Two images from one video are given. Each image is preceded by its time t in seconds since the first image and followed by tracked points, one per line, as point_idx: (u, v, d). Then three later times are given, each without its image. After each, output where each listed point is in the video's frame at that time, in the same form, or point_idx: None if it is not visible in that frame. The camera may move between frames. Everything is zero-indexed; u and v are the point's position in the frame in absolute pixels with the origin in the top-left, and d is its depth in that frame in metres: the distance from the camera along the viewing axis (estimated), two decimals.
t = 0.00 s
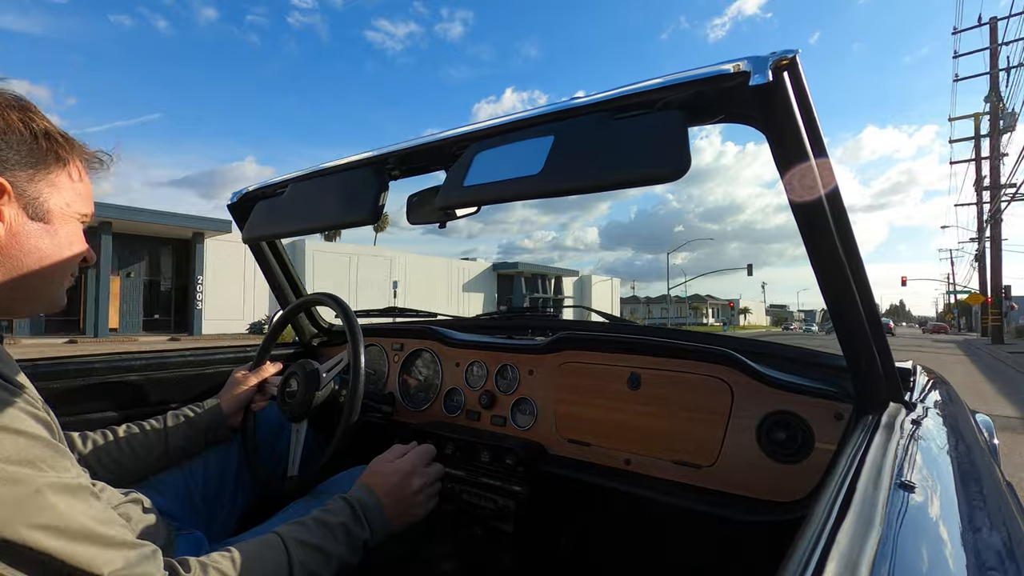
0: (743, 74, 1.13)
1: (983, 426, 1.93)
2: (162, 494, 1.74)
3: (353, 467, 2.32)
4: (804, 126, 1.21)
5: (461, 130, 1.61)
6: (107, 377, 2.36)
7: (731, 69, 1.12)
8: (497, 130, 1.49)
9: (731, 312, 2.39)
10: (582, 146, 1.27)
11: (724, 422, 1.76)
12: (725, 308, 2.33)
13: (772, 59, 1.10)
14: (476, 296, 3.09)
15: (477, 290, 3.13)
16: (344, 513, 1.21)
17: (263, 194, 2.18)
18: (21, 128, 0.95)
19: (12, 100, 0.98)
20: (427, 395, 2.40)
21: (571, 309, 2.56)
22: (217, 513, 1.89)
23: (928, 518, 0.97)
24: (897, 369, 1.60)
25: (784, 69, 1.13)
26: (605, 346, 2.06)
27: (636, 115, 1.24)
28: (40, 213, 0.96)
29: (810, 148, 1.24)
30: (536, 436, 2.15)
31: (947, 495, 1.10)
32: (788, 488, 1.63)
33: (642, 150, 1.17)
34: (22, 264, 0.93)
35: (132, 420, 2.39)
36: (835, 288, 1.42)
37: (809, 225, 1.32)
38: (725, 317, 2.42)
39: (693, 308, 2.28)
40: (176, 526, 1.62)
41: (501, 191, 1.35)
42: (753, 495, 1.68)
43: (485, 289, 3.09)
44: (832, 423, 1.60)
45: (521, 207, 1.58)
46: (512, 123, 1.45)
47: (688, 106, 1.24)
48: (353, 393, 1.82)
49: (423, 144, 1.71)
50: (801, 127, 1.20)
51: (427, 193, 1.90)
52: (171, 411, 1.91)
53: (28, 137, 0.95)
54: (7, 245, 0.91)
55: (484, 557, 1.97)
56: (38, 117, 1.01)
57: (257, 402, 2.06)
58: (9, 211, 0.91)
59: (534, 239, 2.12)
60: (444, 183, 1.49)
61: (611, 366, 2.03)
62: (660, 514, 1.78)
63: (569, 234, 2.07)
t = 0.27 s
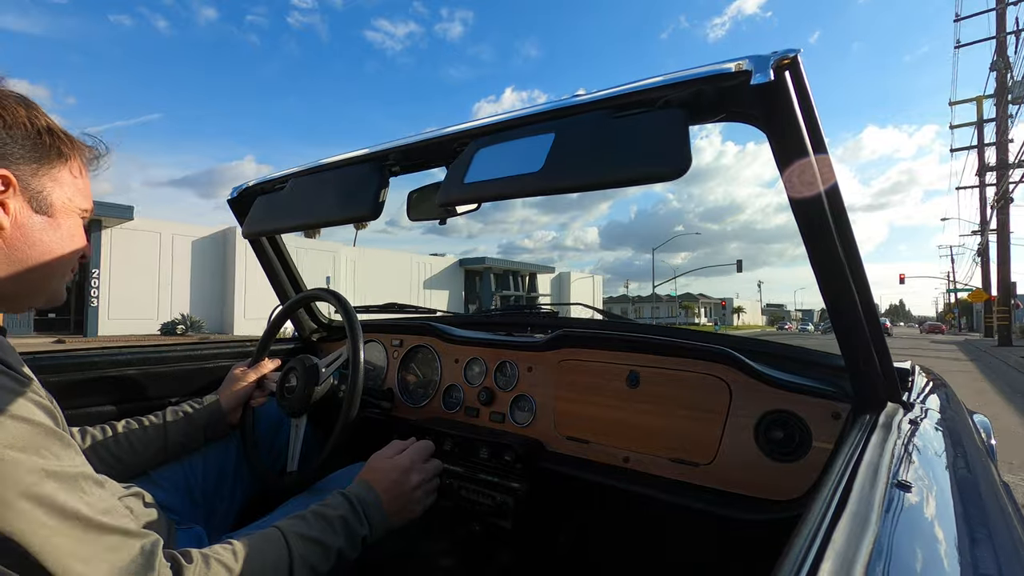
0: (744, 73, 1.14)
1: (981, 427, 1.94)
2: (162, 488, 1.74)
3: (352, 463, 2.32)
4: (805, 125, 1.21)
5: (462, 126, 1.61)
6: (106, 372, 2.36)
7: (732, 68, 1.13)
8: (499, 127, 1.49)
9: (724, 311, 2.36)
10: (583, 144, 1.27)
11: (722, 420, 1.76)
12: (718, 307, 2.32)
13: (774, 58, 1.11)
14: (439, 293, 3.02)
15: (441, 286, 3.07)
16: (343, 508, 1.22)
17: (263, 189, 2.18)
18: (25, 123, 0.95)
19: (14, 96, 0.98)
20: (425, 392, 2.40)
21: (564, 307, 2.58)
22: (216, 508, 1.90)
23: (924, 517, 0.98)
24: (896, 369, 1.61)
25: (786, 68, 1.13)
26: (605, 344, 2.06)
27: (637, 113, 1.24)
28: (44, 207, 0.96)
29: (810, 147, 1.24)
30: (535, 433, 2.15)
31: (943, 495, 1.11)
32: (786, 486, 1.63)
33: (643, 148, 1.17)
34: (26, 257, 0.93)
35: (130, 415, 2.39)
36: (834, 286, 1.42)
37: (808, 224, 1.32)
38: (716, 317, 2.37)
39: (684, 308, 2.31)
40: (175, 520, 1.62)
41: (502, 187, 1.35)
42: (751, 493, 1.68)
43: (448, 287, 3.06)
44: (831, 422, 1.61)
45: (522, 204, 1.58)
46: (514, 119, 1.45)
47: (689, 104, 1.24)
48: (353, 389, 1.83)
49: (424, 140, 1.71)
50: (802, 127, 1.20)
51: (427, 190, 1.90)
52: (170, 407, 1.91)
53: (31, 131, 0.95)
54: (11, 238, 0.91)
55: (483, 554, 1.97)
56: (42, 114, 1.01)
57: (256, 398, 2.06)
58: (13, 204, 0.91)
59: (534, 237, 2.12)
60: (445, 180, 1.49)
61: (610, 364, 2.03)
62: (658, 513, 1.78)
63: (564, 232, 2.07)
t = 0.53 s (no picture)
0: (741, 74, 1.13)
1: (978, 426, 1.95)
2: (161, 494, 1.74)
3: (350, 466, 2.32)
4: (802, 127, 1.21)
5: (460, 129, 1.61)
6: (102, 377, 2.35)
7: (729, 69, 1.13)
8: (496, 129, 1.49)
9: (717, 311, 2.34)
10: (581, 146, 1.27)
11: (721, 422, 1.76)
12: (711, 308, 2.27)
13: (771, 60, 1.11)
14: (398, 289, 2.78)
15: (398, 283, 2.80)
16: (343, 513, 1.21)
17: (261, 193, 2.18)
18: (25, 125, 0.95)
19: (16, 98, 0.98)
20: (424, 394, 2.40)
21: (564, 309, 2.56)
22: (214, 513, 1.89)
23: (924, 518, 0.97)
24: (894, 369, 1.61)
25: (783, 70, 1.13)
26: (604, 345, 2.06)
27: (635, 114, 1.24)
28: (43, 210, 0.95)
29: (808, 149, 1.24)
30: (534, 435, 2.15)
31: (943, 496, 1.11)
32: (785, 487, 1.63)
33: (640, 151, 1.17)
34: (24, 261, 0.93)
35: (127, 420, 2.38)
36: (833, 288, 1.42)
37: (806, 225, 1.32)
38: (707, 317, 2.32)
39: (676, 307, 2.30)
40: (173, 526, 1.62)
41: (500, 190, 1.35)
42: (749, 495, 1.68)
43: (407, 285, 2.83)
44: (829, 424, 1.61)
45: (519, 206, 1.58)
46: (511, 121, 1.45)
47: (686, 106, 1.24)
48: (351, 392, 1.82)
49: (421, 143, 1.71)
50: (799, 128, 1.20)
51: (425, 192, 1.90)
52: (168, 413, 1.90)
53: (32, 134, 0.95)
54: (8, 242, 0.90)
55: (482, 557, 1.97)
56: (42, 115, 1.01)
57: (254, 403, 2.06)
58: (11, 208, 0.91)
59: (533, 239, 2.12)
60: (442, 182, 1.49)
61: (609, 366, 2.03)
62: (658, 515, 1.78)
63: (562, 231, 2.05)
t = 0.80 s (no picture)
0: (738, 74, 1.14)
1: (972, 426, 1.96)
2: (156, 490, 1.74)
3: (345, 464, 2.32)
4: (798, 126, 1.22)
5: (457, 127, 1.61)
6: (98, 373, 2.35)
7: (727, 69, 1.13)
8: (494, 128, 1.49)
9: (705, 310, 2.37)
10: (577, 145, 1.27)
11: (716, 421, 1.77)
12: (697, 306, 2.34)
13: (768, 60, 1.11)
14: (349, 288, 2.74)
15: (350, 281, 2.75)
16: (336, 509, 1.21)
17: (257, 190, 2.18)
18: (17, 119, 0.95)
19: (8, 91, 0.98)
20: (420, 393, 2.40)
21: (560, 308, 2.57)
22: (209, 510, 1.90)
23: (916, 518, 0.98)
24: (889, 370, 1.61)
25: (780, 70, 1.13)
26: (600, 344, 2.06)
27: (631, 114, 1.24)
28: (34, 205, 0.95)
29: (804, 150, 1.24)
30: (529, 434, 2.15)
31: (936, 496, 1.11)
32: (780, 486, 1.63)
33: (637, 151, 1.17)
34: (13, 255, 0.93)
35: (123, 416, 2.39)
36: (828, 288, 1.43)
37: (801, 225, 1.33)
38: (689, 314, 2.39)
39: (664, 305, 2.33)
40: (167, 523, 1.62)
41: (496, 189, 1.36)
42: (743, 493, 1.68)
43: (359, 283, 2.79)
44: (824, 423, 1.61)
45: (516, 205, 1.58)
46: (508, 120, 1.45)
47: (683, 106, 1.24)
48: (347, 390, 1.83)
49: (418, 141, 1.71)
50: (796, 128, 1.20)
51: (422, 189, 1.90)
52: (164, 406, 1.89)
53: (23, 127, 0.95)
54: None
55: (478, 555, 1.97)
56: (35, 109, 1.01)
57: (249, 400, 2.07)
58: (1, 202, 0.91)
59: (532, 238, 2.12)
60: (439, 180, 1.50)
61: (606, 365, 2.03)
62: (654, 514, 1.79)
63: (561, 231, 2.05)
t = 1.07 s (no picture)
0: (736, 73, 1.14)
1: (971, 422, 1.96)
2: (156, 490, 1.75)
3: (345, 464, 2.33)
4: (797, 125, 1.21)
5: (456, 127, 1.61)
6: (98, 375, 2.35)
7: (724, 67, 1.13)
8: (492, 127, 1.49)
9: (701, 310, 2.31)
10: (576, 145, 1.27)
11: (716, 419, 1.77)
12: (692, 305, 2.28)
13: (765, 58, 1.11)
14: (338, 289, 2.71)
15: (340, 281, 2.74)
16: (342, 509, 1.22)
17: (257, 190, 2.18)
18: (22, 122, 0.95)
19: (14, 93, 0.98)
20: (420, 392, 2.40)
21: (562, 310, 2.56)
22: (209, 511, 1.90)
23: (917, 516, 0.98)
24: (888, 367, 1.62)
25: (777, 68, 1.13)
26: (600, 343, 2.06)
27: (630, 112, 1.25)
28: (39, 209, 0.96)
29: (802, 149, 1.24)
30: (529, 433, 2.15)
31: (936, 493, 1.11)
32: (780, 483, 1.63)
33: (634, 150, 1.17)
34: (18, 259, 0.93)
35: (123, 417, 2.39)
36: (828, 287, 1.43)
37: (800, 223, 1.33)
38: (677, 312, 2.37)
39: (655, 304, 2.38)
40: (168, 524, 1.62)
41: (494, 188, 1.36)
42: (744, 491, 1.68)
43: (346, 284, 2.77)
44: (823, 419, 1.61)
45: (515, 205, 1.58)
46: (507, 120, 1.45)
47: (680, 104, 1.25)
48: (347, 392, 1.83)
49: (416, 142, 1.71)
50: (794, 127, 1.20)
51: (421, 189, 1.90)
52: (166, 404, 1.89)
53: (27, 130, 0.95)
54: (4, 241, 0.91)
55: (478, 554, 1.97)
56: (40, 110, 1.01)
57: (251, 395, 2.06)
58: (5, 206, 0.91)
59: (531, 238, 2.13)
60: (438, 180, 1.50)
61: (606, 364, 2.03)
62: (655, 512, 1.79)
63: (561, 231, 2.05)
